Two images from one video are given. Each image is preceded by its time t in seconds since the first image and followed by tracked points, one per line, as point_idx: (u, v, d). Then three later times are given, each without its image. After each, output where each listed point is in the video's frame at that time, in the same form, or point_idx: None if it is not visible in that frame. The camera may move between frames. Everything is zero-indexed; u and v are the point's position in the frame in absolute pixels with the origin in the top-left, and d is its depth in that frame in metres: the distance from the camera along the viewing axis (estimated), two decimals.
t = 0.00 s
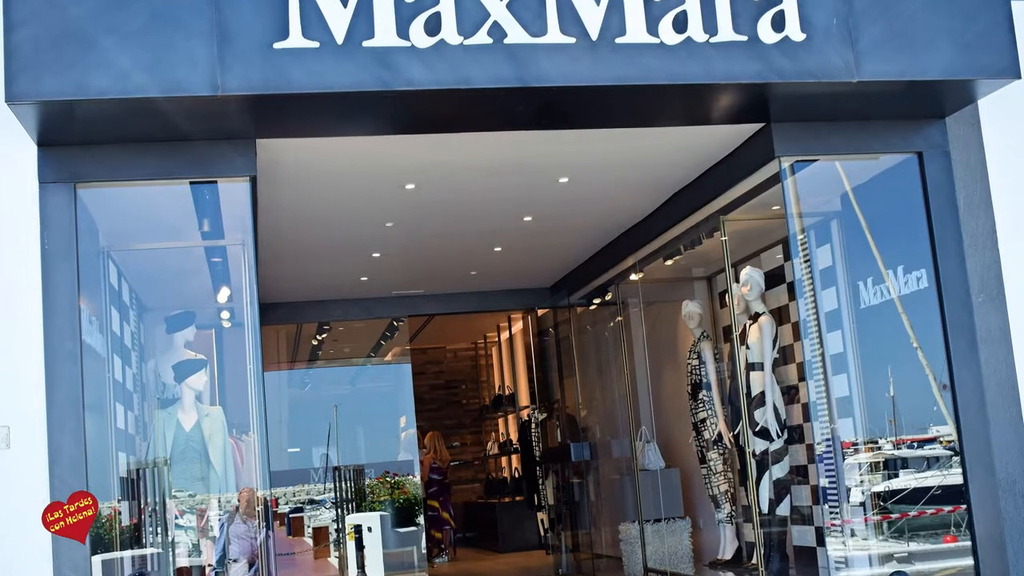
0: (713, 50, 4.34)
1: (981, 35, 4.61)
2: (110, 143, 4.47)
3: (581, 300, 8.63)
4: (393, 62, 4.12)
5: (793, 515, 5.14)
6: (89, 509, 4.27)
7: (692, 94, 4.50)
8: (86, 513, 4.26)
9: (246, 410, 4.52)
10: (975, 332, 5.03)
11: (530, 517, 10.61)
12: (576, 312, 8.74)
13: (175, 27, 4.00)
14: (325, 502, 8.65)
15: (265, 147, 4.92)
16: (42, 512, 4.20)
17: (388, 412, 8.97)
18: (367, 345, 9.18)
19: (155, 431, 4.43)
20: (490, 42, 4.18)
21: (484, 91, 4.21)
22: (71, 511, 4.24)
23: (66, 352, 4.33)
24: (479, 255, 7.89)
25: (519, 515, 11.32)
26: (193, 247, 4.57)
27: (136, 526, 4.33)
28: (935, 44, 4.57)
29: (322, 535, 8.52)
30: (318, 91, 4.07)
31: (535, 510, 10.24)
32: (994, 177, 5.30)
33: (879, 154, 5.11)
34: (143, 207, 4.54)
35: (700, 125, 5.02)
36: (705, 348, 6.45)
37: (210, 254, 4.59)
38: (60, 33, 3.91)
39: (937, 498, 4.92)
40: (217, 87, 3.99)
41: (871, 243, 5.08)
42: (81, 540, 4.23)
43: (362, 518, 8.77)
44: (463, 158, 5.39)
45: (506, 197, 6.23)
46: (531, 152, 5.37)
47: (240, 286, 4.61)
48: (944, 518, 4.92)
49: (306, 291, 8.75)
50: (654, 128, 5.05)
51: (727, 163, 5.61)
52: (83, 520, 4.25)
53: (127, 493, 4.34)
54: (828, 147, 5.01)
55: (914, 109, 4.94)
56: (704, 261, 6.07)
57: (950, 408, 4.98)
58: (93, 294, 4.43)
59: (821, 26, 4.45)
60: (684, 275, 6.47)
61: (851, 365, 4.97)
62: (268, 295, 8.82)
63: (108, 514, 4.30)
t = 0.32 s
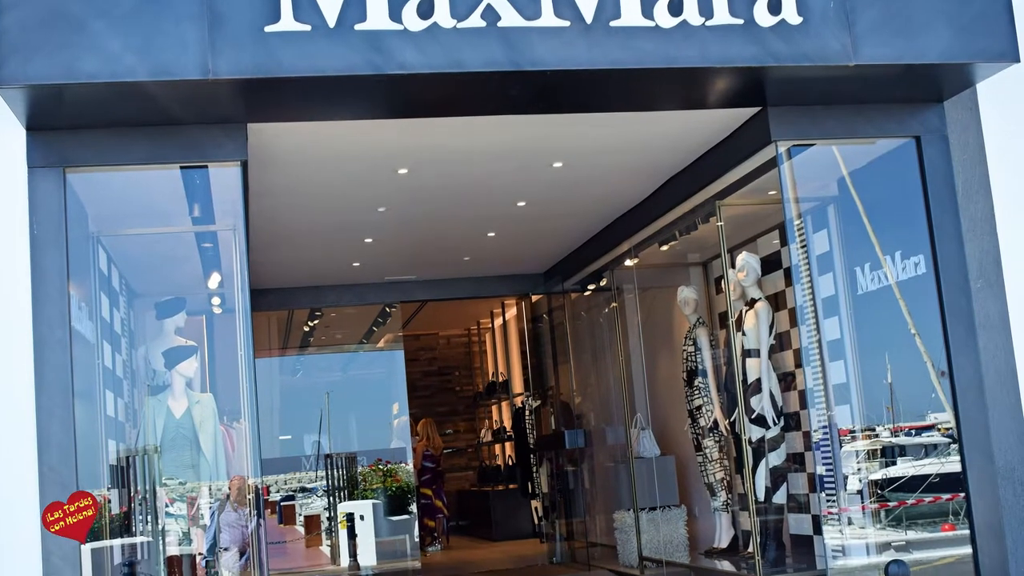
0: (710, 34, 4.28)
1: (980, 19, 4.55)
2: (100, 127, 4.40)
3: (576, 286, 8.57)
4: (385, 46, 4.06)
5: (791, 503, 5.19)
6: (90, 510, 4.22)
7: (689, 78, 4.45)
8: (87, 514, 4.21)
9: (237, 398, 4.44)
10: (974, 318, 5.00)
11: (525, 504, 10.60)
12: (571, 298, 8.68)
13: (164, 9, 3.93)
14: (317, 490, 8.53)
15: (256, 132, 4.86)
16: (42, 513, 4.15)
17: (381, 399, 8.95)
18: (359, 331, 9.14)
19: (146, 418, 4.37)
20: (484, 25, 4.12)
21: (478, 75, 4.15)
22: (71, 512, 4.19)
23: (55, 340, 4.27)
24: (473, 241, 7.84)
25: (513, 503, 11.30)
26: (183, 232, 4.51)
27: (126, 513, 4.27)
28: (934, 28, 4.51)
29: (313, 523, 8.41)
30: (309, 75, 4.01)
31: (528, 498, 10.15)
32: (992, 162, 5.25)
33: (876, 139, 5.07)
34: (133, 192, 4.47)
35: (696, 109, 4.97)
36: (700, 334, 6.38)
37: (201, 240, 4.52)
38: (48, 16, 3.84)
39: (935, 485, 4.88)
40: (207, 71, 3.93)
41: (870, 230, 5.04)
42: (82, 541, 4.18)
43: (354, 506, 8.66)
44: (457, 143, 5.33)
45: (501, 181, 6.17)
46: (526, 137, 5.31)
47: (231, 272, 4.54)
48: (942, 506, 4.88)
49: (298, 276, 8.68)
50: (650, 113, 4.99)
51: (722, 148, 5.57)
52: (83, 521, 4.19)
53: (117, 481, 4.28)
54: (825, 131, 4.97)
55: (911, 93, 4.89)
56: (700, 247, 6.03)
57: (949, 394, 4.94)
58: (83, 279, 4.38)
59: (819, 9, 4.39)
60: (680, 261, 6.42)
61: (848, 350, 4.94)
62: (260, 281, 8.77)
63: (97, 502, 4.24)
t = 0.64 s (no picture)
0: (706, 16, 4.23)
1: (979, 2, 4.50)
2: (89, 112, 4.34)
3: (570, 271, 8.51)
4: (377, 28, 4.00)
5: (787, 491, 5.12)
6: (89, 509, 4.17)
7: (685, 61, 4.39)
8: (86, 513, 4.16)
9: (228, 383, 4.39)
10: (971, 304, 4.97)
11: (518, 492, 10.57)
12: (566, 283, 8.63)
13: None
14: (308, 477, 8.56)
15: (247, 116, 4.81)
16: (42, 512, 4.10)
17: (373, 386, 8.89)
18: (351, 317, 9.02)
19: (136, 406, 4.32)
20: (477, 7, 4.06)
21: (471, 58, 4.10)
22: (71, 512, 4.14)
23: (44, 326, 4.21)
24: (467, 226, 7.78)
25: (506, 492, 11.27)
26: (173, 217, 4.45)
27: (115, 501, 4.22)
28: (932, 11, 4.45)
29: (305, 511, 8.47)
30: (299, 58, 3.95)
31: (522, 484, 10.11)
32: (989, 146, 5.20)
33: (873, 123, 5.02)
34: (123, 177, 4.40)
35: (692, 93, 4.92)
36: (696, 320, 6.35)
37: (191, 224, 4.46)
38: None
39: (933, 473, 4.85)
40: (198, 54, 3.87)
41: (868, 216, 5.00)
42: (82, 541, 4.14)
43: (345, 494, 8.64)
44: (450, 127, 5.27)
45: (495, 165, 6.10)
46: (519, 121, 5.26)
47: (221, 258, 4.48)
48: (940, 494, 4.86)
49: (290, 262, 8.61)
50: (645, 96, 4.94)
51: (718, 132, 5.51)
52: (82, 521, 4.14)
53: (106, 469, 4.22)
54: (822, 116, 4.92)
55: (909, 75, 4.84)
56: (695, 232, 5.96)
57: (947, 380, 4.92)
58: (72, 265, 4.32)
59: None
60: (675, 247, 6.37)
61: (846, 337, 4.90)
62: (251, 267, 8.70)
63: (86, 489, 4.19)
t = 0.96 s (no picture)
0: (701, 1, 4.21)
1: None
2: (78, 97, 4.29)
3: (565, 258, 8.47)
4: (369, 12, 3.97)
5: (785, 479, 5.16)
6: (90, 509, 4.13)
7: (680, 46, 4.36)
8: (87, 514, 4.12)
9: (218, 371, 4.33)
10: (970, 290, 4.94)
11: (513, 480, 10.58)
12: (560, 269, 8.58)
13: None
14: (299, 465, 8.54)
15: (239, 101, 4.75)
16: (42, 513, 4.06)
17: (366, 373, 8.83)
18: (343, 304, 8.95)
19: (126, 393, 4.27)
20: None
21: (464, 41, 4.06)
22: (71, 512, 4.10)
23: (32, 312, 4.16)
24: (460, 211, 7.72)
25: (500, 480, 11.25)
26: (164, 203, 4.37)
27: (105, 489, 4.17)
28: None
29: (296, 499, 8.48)
30: (292, 42, 3.92)
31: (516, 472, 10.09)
32: (988, 132, 5.15)
33: (872, 107, 4.99)
34: (112, 162, 4.33)
35: (688, 78, 4.88)
36: (692, 307, 6.31)
37: (181, 210, 4.39)
38: None
39: (931, 461, 4.83)
40: (189, 38, 3.83)
41: (865, 201, 4.95)
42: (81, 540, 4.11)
43: (338, 482, 8.62)
44: (443, 112, 5.23)
45: (488, 151, 6.05)
46: (513, 107, 5.22)
47: (212, 244, 4.41)
48: (939, 482, 4.83)
49: (282, 247, 8.56)
50: (640, 81, 4.90)
51: (715, 117, 5.44)
52: (83, 521, 4.11)
53: (96, 457, 4.18)
54: (819, 100, 4.88)
55: (906, 59, 4.81)
56: (691, 218, 5.90)
57: (945, 367, 4.90)
58: (61, 252, 4.25)
59: None
60: (669, 233, 6.32)
61: (843, 324, 4.85)
62: (244, 253, 8.64)
63: (76, 478, 4.14)
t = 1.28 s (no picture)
0: None
1: None
2: (67, 83, 4.23)
3: (559, 245, 8.42)
4: None
5: (782, 468, 5.13)
6: (90, 509, 4.09)
7: (676, 32, 4.32)
8: (87, 514, 4.09)
9: (210, 359, 4.28)
10: (969, 279, 4.94)
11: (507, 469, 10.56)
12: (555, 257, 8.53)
13: None
14: (291, 454, 8.46)
15: (230, 87, 4.70)
16: (42, 513, 4.03)
17: (358, 361, 8.78)
18: (336, 291, 8.90)
19: (116, 381, 4.21)
20: None
21: (458, 27, 4.02)
22: (71, 512, 4.07)
23: (22, 299, 4.12)
24: (453, 198, 7.67)
25: (494, 469, 11.24)
26: (155, 189, 4.30)
27: (95, 479, 4.12)
28: None
29: (288, 488, 8.41)
30: (284, 28, 3.88)
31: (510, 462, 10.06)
32: (988, 116, 5.12)
33: (869, 92, 4.96)
34: (102, 148, 4.27)
35: (685, 63, 4.83)
36: (688, 295, 6.26)
37: (172, 196, 4.32)
38: None
39: (930, 450, 4.81)
40: (180, 23, 3.79)
41: (863, 187, 4.91)
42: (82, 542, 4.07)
43: (330, 472, 8.57)
44: (437, 99, 5.18)
45: (482, 137, 6.00)
46: (508, 93, 5.18)
47: (204, 231, 4.34)
48: (937, 472, 4.82)
49: (275, 234, 8.49)
50: (636, 66, 4.85)
51: (711, 103, 5.40)
52: (83, 521, 4.08)
53: (86, 446, 4.13)
54: (817, 85, 4.84)
55: (904, 44, 4.77)
56: (688, 204, 5.86)
57: (944, 355, 4.89)
58: (50, 239, 4.20)
59: None
60: (665, 219, 6.28)
61: (841, 312, 4.80)
62: (236, 240, 8.57)
63: (66, 468, 4.09)
